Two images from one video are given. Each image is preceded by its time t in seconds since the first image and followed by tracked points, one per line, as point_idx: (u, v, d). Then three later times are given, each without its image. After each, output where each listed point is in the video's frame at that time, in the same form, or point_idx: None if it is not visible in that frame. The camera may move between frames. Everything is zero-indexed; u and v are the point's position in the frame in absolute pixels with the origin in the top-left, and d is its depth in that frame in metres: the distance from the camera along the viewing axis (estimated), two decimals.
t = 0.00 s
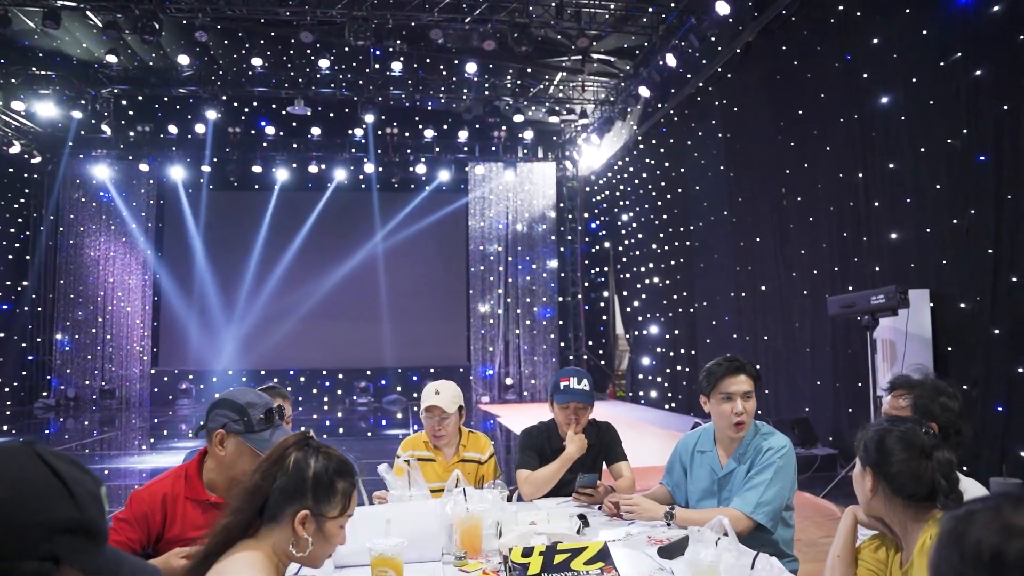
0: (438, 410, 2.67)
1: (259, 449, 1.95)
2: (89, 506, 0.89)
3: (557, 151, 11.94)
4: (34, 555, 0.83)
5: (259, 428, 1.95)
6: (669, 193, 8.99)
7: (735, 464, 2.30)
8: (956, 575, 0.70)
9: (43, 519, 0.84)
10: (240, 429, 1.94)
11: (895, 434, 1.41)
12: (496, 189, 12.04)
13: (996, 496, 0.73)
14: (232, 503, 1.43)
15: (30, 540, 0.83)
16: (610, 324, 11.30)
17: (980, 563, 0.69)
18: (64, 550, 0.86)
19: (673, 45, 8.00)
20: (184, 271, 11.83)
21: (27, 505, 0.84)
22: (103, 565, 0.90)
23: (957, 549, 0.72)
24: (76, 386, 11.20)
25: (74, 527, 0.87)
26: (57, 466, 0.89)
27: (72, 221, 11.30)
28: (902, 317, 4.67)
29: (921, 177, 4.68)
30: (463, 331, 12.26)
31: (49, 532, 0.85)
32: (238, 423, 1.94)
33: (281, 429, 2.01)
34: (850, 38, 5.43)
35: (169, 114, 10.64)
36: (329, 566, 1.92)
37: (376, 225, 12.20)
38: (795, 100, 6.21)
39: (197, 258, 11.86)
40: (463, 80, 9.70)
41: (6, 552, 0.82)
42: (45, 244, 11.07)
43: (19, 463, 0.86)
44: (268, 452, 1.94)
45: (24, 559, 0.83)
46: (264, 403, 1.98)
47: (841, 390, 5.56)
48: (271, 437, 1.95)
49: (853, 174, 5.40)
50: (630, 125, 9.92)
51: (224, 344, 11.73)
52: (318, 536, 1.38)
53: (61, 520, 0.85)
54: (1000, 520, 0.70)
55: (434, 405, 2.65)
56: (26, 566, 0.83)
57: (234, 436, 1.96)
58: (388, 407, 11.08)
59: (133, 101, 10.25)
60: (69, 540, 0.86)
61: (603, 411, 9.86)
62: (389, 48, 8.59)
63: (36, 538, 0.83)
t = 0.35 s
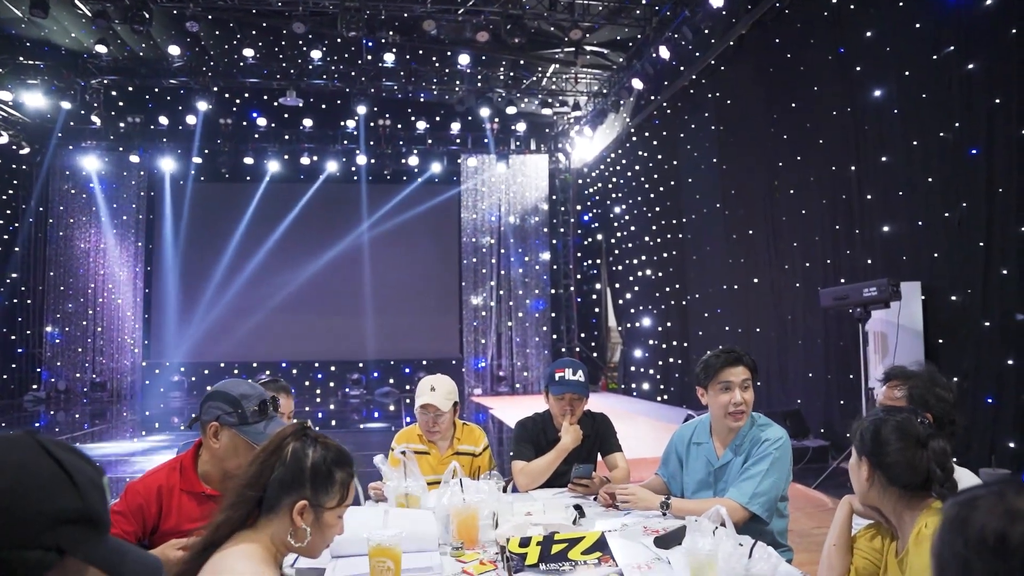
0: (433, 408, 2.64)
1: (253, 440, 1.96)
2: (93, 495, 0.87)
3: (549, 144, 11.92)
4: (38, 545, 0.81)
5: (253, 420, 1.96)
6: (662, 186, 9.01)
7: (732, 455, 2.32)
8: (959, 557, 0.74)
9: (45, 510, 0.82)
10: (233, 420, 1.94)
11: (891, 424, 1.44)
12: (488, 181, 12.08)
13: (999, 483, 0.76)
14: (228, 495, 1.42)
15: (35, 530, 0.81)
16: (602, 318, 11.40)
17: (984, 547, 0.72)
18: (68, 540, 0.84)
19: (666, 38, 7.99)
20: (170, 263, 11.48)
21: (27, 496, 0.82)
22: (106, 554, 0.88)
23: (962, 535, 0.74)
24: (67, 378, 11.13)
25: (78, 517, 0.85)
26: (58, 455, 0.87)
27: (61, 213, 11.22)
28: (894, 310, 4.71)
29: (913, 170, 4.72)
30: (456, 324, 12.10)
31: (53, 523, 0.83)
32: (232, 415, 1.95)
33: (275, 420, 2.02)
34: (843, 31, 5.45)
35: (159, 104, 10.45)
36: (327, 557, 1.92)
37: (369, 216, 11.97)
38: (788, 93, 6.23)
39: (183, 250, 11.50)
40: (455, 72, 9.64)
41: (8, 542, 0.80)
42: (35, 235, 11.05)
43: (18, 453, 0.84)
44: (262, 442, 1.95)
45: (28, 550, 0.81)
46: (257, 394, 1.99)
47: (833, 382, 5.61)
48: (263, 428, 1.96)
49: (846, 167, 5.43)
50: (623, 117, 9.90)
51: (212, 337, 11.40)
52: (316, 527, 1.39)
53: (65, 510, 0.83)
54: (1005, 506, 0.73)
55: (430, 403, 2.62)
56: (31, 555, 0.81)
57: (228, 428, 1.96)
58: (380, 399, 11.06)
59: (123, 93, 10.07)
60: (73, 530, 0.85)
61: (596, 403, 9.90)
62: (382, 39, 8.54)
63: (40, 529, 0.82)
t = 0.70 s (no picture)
0: (428, 400, 2.65)
1: (245, 430, 1.96)
2: (91, 482, 0.83)
3: (541, 135, 11.91)
4: (36, 533, 0.78)
5: (244, 409, 1.96)
6: (653, 178, 9.04)
7: (725, 446, 2.35)
8: (959, 540, 0.78)
9: (43, 496, 0.78)
10: (225, 409, 1.95)
11: (885, 413, 1.45)
12: (482, 173, 11.92)
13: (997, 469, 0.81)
14: (223, 485, 1.41)
15: (31, 518, 0.77)
16: (594, 308, 11.59)
17: (984, 530, 0.76)
18: (67, 527, 0.80)
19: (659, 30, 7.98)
20: (158, 254, 11.46)
21: (24, 483, 0.77)
22: (105, 543, 0.85)
23: (960, 520, 0.78)
24: (55, 371, 10.94)
25: (77, 505, 0.81)
26: (55, 443, 0.83)
27: (49, 204, 11.00)
28: (884, 301, 4.74)
29: (904, 163, 4.75)
30: (447, 314, 12.09)
31: (51, 511, 0.79)
32: (223, 404, 1.95)
33: (267, 408, 2.02)
34: (835, 24, 5.47)
35: (148, 95, 10.67)
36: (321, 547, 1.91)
37: (358, 209, 11.91)
38: (780, 85, 6.25)
39: (172, 241, 11.49)
40: (447, 63, 9.58)
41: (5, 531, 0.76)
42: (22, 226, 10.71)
43: (14, 439, 0.80)
44: (254, 430, 1.95)
45: (25, 537, 0.77)
46: (248, 383, 2.00)
47: (823, 373, 5.66)
48: (255, 417, 1.97)
49: (837, 160, 5.46)
50: (614, 109, 9.90)
51: (199, 328, 11.42)
52: (312, 516, 1.38)
53: (64, 496, 0.80)
54: (1004, 490, 0.76)
55: (426, 395, 2.63)
56: (29, 543, 0.77)
57: (219, 417, 1.96)
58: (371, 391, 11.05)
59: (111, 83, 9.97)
60: (72, 517, 0.81)
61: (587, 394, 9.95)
62: (373, 30, 8.49)
63: (39, 515, 0.78)
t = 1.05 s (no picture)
0: (423, 388, 2.66)
1: (237, 416, 1.95)
2: (91, 470, 0.81)
3: (531, 126, 11.92)
4: (35, 519, 0.76)
5: (235, 395, 1.95)
6: (643, 169, 9.06)
7: (717, 433, 2.37)
8: (958, 522, 0.78)
9: (42, 483, 0.76)
10: (216, 396, 1.94)
11: (877, 400, 1.48)
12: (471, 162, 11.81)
13: (997, 450, 0.78)
14: (219, 473, 1.39)
15: (27, 504, 0.75)
16: (583, 298, 11.62)
17: (985, 514, 0.75)
18: (66, 514, 0.79)
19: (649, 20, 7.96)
20: (145, 244, 11.38)
21: (22, 470, 0.76)
22: (105, 530, 0.83)
23: (962, 502, 0.78)
24: (42, 363, 10.79)
25: (76, 491, 0.79)
26: (55, 429, 0.81)
27: (33, 193, 10.76)
28: (873, 292, 4.79)
29: (894, 154, 4.78)
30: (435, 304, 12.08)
31: (50, 498, 0.77)
32: (215, 390, 1.94)
33: (259, 395, 2.02)
34: (826, 15, 5.49)
35: (135, 84, 10.42)
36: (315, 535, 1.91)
37: (346, 199, 11.84)
38: (770, 76, 6.28)
39: (159, 231, 11.41)
40: (437, 53, 9.49)
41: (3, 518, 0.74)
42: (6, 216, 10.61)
43: (12, 424, 0.78)
44: (246, 417, 1.94)
45: (24, 524, 0.76)
46: (239, 369, 1.99)
47: (812, 364, 5.72)
48: (248, 403, 1.96)
49: (827, 151, 5.50)
50: (605, 100, 9.89)
51: (187, 319, 11.38)
52: (308, 503, 1.36)
53: (64, 483, 0.78)
54: (1002, 474, 0.75)
55: (420, 383, 2.64)
56: (28, 530, 0.76)
57: (211, 405, 1.95)
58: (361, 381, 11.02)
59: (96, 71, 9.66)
60: (71, 503, 0.79)
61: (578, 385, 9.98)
62: (363, 19, 8.39)
63: (36, 502, 0.76)
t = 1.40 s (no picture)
0: (423, 374, 2.67)
1: (230, 406, 1.96)
2: (98, 454, 0.81)
3: (522, 116, 11.90)
4: (42, 503, 0.75)
5: (228, 384, 1.95)
6: (635, 159, 9.07)
7: (713, 419, 2.39)
8: (956, 501, 0.76)
9: (48, 468, 0.75)
10: (209, 386, 1.94)
11: (870, 386, 1.50)
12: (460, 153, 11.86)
13: (993, 430, 0.78)
14: (219, 460, 1.39)
15: (34, 489, 0.74)
16: (575, 289, 11.60)
17: (981, 491, 0.74)
18: (73, 499, 0.77)
19: (642, 9, 7.95)
20: (135, 233, 11.25)
21: (29, 456, 0.75)
22: (112, 515, 0.82)
23: (960, 481, 0.76)
24: (31, 353, 10.65)
25: (83, 475, 0.78)
26: (63, 416, 0.80)
27: (20, 181, 10.53)
28: (864, 282, 4.83)
29: (885, 145, 4.81)
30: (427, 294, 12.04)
31: (57, 484, 0.76)
32: (207, 380, 1.94)
33: (251, 382, 2.02)
34: (818, 5, 5.50)
35: (124, 73, 10.15)
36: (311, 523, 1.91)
37: (337, 191, 11.76)
38: (762, 66, 6.29)
39: (149, 220, 11.29)
40: (429, 42, 9.42)
41: (9, 502, 0.73)
42: None
43: (21, 409, 0.77)
44: (239, 406, 1.94)
45: (31, 508, 0.74)
46: (231, 358, 1.99)
47: (802, 353, 5.77)
48: (239, 393, 1.96)
49: (819, 142, 5.52)
50: (597, 90, 9.88)
51: (178, 308, 11.29)
52: (307, 490, 1.37)
53: (72, 468, 0.77)
54: (1001, 453, 0.74)
55: (420, 369, 2.65)
56: (34, 515, 0.74)
57: (204, 394, 1.95)
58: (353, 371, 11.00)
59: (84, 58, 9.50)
60: (77, 488, 0.78)
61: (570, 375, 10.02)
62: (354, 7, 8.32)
63: (43, 486, 0.75)
